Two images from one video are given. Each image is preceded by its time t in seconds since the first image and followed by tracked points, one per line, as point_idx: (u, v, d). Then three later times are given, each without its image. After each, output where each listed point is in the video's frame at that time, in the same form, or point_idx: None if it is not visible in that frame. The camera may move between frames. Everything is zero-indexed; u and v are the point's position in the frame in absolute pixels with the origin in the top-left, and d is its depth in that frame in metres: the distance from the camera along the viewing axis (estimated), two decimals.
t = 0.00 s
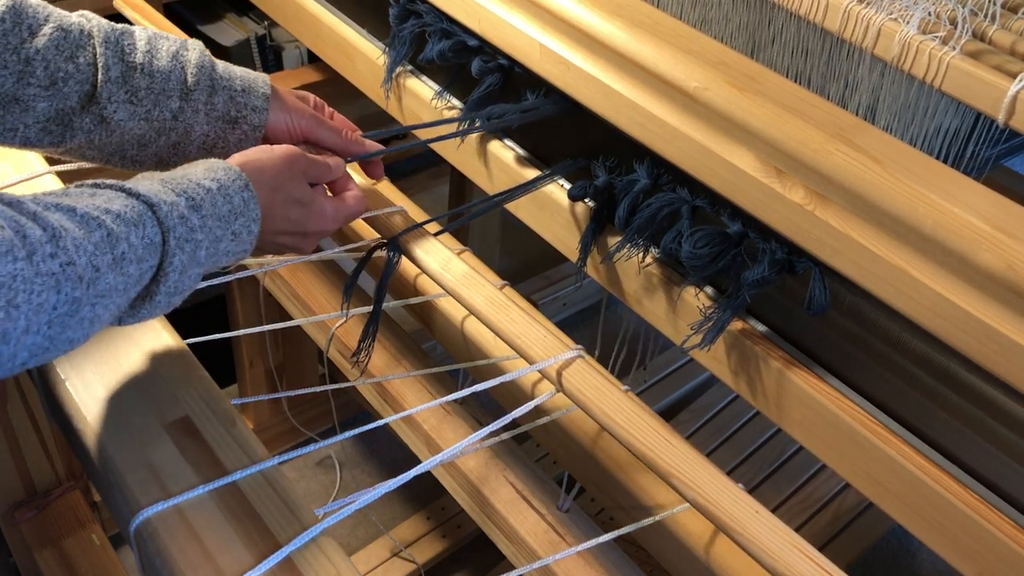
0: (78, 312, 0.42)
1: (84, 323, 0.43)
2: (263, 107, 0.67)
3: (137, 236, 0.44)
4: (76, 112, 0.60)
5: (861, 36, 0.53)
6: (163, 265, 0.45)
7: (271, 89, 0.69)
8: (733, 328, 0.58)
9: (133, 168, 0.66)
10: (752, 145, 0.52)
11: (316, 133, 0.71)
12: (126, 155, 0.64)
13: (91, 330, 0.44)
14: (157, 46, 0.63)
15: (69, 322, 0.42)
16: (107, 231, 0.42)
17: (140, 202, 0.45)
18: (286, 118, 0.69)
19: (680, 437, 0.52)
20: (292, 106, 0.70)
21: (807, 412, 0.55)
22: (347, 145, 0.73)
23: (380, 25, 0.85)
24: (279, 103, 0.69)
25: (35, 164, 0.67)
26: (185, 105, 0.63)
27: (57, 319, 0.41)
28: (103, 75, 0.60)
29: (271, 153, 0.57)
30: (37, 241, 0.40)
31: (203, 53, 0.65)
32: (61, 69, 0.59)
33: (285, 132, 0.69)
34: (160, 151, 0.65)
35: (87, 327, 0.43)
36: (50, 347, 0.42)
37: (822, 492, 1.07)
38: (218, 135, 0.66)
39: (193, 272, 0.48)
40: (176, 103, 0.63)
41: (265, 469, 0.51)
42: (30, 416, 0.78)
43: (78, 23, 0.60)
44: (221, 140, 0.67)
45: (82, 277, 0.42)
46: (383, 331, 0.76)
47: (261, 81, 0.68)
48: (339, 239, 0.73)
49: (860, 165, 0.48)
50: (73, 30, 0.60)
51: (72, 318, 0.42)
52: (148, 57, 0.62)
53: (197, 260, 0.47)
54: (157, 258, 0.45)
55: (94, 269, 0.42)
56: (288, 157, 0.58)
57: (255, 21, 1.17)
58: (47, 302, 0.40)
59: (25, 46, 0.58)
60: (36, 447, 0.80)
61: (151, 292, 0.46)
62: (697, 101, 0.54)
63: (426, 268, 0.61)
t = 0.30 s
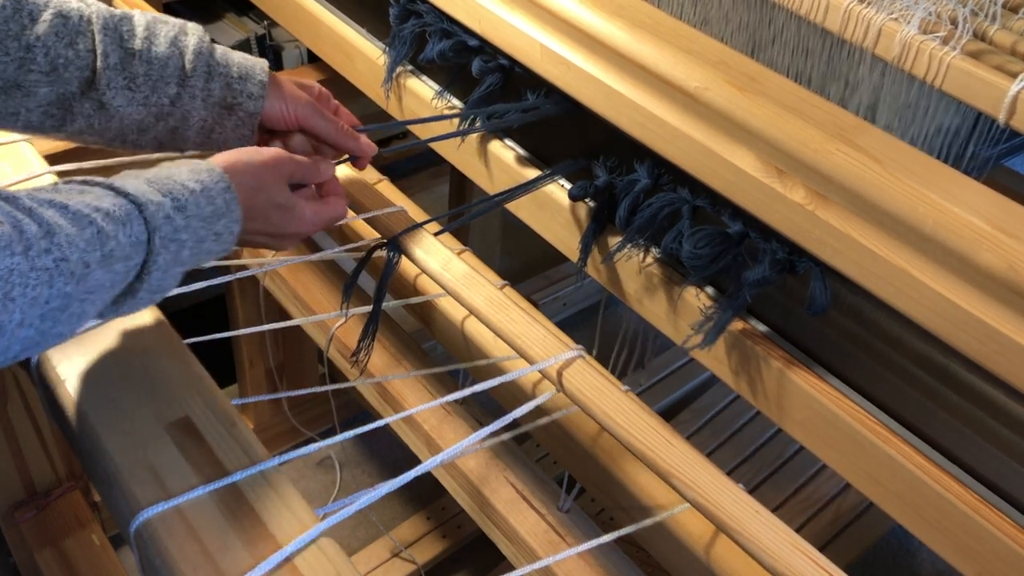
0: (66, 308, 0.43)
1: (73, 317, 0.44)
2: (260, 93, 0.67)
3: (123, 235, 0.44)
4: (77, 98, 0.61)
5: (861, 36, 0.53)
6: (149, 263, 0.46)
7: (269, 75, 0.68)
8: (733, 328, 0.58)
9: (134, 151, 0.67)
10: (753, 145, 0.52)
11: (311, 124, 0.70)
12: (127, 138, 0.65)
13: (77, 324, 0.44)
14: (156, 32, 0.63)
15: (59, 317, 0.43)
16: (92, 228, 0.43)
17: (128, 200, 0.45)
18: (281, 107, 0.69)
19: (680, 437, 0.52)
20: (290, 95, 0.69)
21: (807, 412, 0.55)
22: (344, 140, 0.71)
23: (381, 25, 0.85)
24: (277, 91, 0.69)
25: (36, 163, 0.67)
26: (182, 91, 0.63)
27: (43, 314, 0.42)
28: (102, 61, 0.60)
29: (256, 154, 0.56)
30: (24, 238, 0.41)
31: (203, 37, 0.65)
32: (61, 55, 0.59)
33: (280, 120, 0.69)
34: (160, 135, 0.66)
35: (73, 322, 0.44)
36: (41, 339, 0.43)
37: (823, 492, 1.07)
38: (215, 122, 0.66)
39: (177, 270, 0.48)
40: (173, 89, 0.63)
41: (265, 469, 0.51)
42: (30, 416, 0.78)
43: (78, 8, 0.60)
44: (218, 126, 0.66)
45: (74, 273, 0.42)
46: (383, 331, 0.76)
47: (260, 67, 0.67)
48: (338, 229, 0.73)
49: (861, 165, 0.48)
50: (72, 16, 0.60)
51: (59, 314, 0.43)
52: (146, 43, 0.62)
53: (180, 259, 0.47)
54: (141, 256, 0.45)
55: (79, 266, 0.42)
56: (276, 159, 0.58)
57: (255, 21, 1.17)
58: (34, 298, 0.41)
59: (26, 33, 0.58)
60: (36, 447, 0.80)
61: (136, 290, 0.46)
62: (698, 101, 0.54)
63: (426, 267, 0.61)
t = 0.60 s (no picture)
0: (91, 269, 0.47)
1: (91, 279, 0.49)
2: (270, 103, 0.68)
3: (154, 223, 0.50)
4: (89, 94, 0.61)
5: (861, 36, 0.53)
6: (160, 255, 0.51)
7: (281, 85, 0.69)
8: (734, 327, 0.58)
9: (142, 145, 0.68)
10: (753, 144, 0.52)
11: (317, 135, 0.71)
12: (137, 134, 0.66)
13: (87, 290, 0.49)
14: (173, 32, 0.63)
15: (79, 275, 0.47)
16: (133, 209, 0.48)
17: (161, 193, 0.51)
18: (290, 116, 0.70)
19: (678, 436, 0.52)
20: (301, 104, 0.71)
21: (807, 411, 0.55)
22: (347, 153, 0.72)
23: (381, 25, 0.85)
24: (289, 99, 0.70)
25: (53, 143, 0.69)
26: (193, 93, 0.64)
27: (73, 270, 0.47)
28: (117, 61, 0.60)
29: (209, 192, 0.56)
30: (80, 198, 0.46)
31: (218, 41, 0.65)
32: (75, 51, 0.59)
33: (286, 127, 0.71)
34: (168, 132, 0.66)
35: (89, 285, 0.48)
36: (61, 291, 0.48)
37: (822, 492, 1.07)
38: (222, 125, 0.67)
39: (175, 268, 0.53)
40: (185, 92, 0.64)
41: (265, 469, 0.51)
42: (30, 416, 0.78)
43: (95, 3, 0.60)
44: (226, 129, 0.68)
45: (108, 239, 0.47)
46: (383, 331, 0.76)
47: (273, 76, 0.69)
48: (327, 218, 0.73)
49: (861, 164, 0.48)
50: (89, 12, 0.59)
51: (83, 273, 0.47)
52: (161, 44, 0.62)
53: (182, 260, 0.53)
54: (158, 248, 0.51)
55: (115, 238, 0.48)
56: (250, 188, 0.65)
57: (255, 21, 1.17)
58: (76, 254, 0.46)
59: (42, 28, 0.57)
60: (36, 446, 0.81)
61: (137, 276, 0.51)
62: (698, 100, 0.54)
63: (426, 268, 0.61)
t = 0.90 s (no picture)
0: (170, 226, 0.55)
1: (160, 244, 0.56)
2: (279, 118, 0.71)
3: (229, 219, 0.60)
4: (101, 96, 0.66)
5: (861, 36, 0.53)
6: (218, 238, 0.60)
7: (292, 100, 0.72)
8: (734, 327, 0.58)
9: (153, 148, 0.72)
10: (753, 144, 0.52)
11: (323, 149, 0.71)
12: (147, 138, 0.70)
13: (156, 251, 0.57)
14: (186, 42, 0.67)
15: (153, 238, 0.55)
16: (216, 199, 0.58)
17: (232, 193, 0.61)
18: (298, 131, 0.72)
19: (685, 434, 0.52)
20: (311, 120, 0.72)
21: (807, 412, 0.55)
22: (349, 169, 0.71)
23: (381, 25, 0.85)
24: (299, 114, 0.72)
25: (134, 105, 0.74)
26: (203, 104, 0.68)
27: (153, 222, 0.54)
28: (128, 68, 0.65)
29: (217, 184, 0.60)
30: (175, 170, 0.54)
31: (231, 54, 0.68)
32: (88, 56, 0.64)
33: (294, 141, 0.73)
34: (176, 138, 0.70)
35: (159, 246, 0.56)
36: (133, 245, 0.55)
37: (822, 492, 1.07)
38: (229, 136, 0.70)
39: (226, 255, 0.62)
40: (194, 102, 0.67)
41: (265, 469, 0.51)
42: (30, 416, 0.78)
43: (113, 10, 0.65)
44: (232, 140, 0.71)
45: (187, 217, 0.56)
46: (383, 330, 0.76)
47: (285, 91, 0.71)
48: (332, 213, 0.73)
49: (861, 165, 0.48)
50: (107, 18, 0.64)
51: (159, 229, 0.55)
52: (173, 53, 0.66)
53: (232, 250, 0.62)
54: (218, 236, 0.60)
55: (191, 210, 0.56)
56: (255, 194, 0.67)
57: (256, 21, 1.17)
58: (160, 219, 0.54)
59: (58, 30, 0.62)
60: (36, 446, 0.81)
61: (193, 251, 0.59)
62: (698, 100, 0.54)
63: (429, 265, 0.61)
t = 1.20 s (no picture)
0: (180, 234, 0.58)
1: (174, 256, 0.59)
2: (272, 136, 0.72)
3: (241, 229, 0.63)
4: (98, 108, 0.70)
5: (861, 36, 0.53)
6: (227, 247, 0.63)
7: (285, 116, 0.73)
8: (733, 327, 0.58)
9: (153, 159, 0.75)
10: (753, 144, 0.52)
11: (322, 163, 0.72)
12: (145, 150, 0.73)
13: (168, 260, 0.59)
14: (180, 61, 0.69)
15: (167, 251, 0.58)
16: (226, 210, 0.62)
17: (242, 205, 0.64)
18: (294, 146, 0.72)
19: (685, 431, 0.52)
20: (305, 134, 0.72)
21: (807, 412, 0.55)
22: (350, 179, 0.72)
23: (381, 25, 0.85)
24: (293, 130, 0.72)
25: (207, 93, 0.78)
26: (196, 121, 0.70)
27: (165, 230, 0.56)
28: (122, 82, 0.68)
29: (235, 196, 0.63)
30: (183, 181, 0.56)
31: (225, 72, 0.70)
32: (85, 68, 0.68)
33: (292, 156, 0.73)
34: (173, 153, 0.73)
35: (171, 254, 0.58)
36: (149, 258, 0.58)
37: (822, 492, 1.07)
38: (223, 153, 0.72)
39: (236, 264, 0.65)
40: (187, 119, 0.70)
41: (265, 469, 0.51)
42: (31, 416, 0.78)
43: (111, 24, 0.68)
44: (226, 158, 0.72)
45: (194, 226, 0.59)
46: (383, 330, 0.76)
47: (276, 108, 0.72)
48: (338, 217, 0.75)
49: (860, 165, 0.48)
50: (104, 31, 0.68)
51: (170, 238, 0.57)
52: (167, 70, 0.69)
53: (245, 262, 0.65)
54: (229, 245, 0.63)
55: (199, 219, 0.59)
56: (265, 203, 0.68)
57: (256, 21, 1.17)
58: (171, 231, 0.57)
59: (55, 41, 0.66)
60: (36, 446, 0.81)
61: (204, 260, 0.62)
62: (697, 100, 0.54)
63: (427, 267, 0.61)
